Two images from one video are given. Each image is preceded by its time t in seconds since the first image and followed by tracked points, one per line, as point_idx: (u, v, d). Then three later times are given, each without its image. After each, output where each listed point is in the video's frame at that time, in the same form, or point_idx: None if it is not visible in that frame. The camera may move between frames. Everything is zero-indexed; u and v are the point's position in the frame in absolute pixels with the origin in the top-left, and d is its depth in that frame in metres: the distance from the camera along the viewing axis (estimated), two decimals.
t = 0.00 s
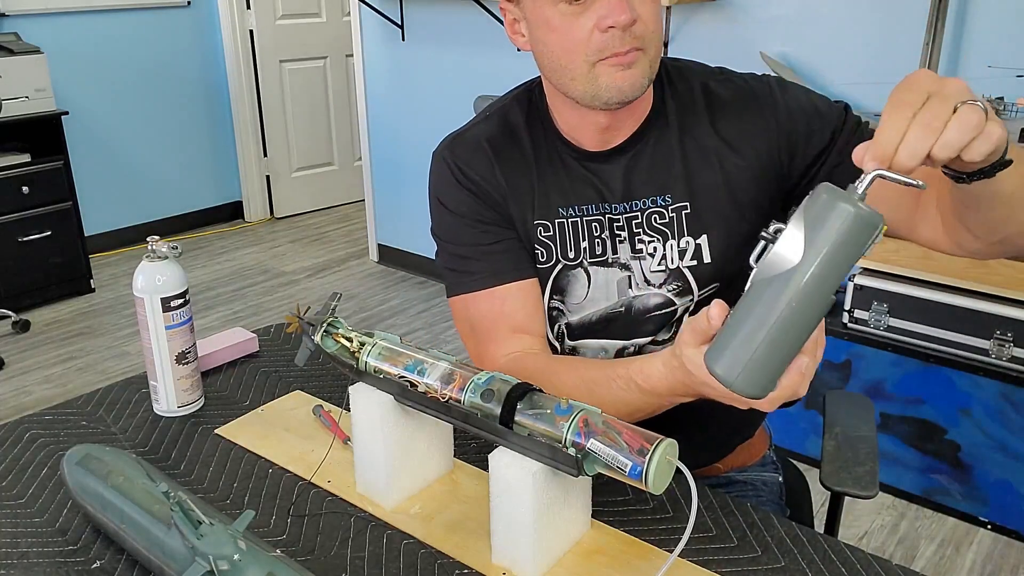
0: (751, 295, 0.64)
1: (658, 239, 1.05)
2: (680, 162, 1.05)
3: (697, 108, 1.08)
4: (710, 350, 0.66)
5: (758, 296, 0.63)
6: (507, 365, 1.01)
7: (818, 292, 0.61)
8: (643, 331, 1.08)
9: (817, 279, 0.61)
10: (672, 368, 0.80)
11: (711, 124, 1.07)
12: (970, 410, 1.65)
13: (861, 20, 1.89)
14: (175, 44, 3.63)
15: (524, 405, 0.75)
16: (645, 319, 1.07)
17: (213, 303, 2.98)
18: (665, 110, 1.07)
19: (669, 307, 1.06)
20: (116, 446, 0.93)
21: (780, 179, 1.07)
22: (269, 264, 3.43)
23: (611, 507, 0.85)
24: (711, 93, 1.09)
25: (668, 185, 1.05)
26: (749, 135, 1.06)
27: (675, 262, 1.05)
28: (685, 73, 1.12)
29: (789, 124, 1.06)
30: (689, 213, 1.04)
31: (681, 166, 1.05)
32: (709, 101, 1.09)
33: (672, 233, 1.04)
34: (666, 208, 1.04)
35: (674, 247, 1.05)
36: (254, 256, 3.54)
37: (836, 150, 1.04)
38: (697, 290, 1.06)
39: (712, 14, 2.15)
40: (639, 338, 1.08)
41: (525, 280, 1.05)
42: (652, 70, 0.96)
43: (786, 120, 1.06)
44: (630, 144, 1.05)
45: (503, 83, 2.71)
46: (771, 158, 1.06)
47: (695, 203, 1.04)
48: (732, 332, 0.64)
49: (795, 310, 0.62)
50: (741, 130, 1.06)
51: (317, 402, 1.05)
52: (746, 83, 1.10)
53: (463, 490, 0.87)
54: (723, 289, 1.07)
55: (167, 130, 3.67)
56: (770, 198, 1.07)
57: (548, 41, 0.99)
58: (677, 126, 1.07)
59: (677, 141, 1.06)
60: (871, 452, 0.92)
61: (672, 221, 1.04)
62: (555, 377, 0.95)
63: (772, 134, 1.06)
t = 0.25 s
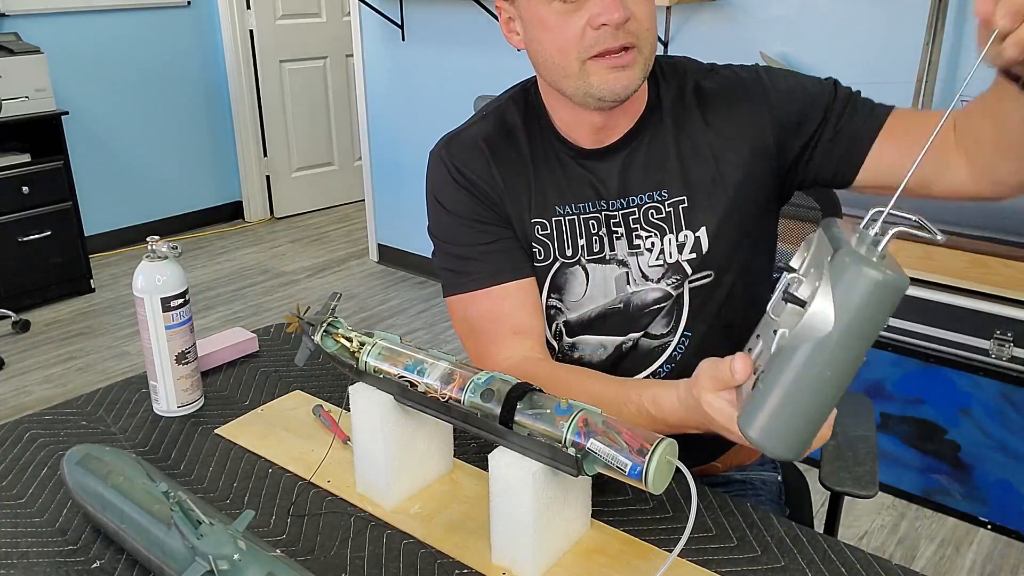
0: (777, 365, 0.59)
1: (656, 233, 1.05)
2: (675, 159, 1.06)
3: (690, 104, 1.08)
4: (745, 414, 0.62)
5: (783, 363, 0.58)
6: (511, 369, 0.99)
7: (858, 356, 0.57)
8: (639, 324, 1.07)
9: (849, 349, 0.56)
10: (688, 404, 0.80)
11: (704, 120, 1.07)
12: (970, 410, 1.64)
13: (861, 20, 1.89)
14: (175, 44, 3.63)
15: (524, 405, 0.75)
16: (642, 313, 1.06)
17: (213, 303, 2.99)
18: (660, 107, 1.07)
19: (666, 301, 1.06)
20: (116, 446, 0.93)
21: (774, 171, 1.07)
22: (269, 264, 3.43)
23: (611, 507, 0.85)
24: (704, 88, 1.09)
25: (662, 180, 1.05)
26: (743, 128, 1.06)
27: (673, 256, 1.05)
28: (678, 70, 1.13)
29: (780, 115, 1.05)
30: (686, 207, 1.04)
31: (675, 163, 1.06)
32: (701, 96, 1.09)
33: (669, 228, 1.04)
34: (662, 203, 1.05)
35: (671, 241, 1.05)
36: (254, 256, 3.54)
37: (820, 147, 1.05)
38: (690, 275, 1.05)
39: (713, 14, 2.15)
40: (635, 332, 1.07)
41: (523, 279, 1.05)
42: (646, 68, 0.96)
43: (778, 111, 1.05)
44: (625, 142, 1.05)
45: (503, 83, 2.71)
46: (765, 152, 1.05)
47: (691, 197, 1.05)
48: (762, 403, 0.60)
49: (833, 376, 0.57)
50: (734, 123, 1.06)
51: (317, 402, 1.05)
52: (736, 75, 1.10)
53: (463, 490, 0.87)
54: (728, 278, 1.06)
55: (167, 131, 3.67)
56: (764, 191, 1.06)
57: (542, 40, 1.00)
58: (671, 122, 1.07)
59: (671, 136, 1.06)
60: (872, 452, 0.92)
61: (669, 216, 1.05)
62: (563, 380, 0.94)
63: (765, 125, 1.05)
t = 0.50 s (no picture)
0: (824, 440, 0.58)
1: (653, 220, 1.05)
2: (673, 153, 1.05)
3: (685, 94, 1.07)
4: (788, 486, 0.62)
5: (825, 440, 0.58)
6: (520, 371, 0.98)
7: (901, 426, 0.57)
8: (636, 310, 1.07)
9: (897, 416, 0.56)
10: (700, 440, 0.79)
11: (700, 110, 1.06)
12: (970, 410, 1.64)
13: (861, 20, 1.89)
14: (175, 44, 3.63)
15: (524, 405, 0.75)
16: (640, 299, 1.07)
17: (213, 303, 2.99)
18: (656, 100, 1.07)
19: (663, 285, 1.06)
20: (116, 446, 0.93)
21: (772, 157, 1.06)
22: (270, 264, 3.43)
23: (610, 507, 0.85)
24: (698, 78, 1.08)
25: (661, 171, 1.05)
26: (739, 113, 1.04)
27: (673, 241, 1.05)
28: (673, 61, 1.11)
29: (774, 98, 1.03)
30: (682, 190, 1.05)
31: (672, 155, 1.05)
32: (696, 85, 1.08)
33: (666, 214, 1.05)
34: (656, 190, 1.05)
35: (671, 228, 1.05)
36: (254, 256, 3.54)
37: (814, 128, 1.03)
38: (688, 260, 1.05)
39: (713, 14, 2.15)
40: (634, 317, 1.07)
41: (528, 281, 1.04)
42: (650, 66, 0.95)
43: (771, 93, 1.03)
44: (625, 137, 1.05)
45: (503, 83, 2.71)
46: (761, 139, 1.04)
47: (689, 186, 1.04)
48: (815, 478, 0.59)
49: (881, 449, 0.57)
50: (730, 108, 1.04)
51: (317, 402, 1.05)
52: (728, 56, 1.08)
53: (463, 490, 0.87)
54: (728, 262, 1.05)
55: (167, 130, 3.67)
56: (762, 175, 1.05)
57: (544, 43, 0.99)
58: (667, 115, 1.06)
59: (666, 129, 1.06)
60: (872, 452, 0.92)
61: (664, 202, 1.05)
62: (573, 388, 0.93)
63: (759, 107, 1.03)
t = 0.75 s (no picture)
0: (851, 465, 0.58)
1: (650, 210, 1.05)
2: (673, 147, 1.06)
3: (683, 85, 1.07)
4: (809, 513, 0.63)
5: (846, 464, 0.59)
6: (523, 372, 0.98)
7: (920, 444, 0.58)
8: (638, 303, 1.07)
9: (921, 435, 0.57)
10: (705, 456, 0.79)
11: (698, 102, 1.06)
12: (970, 410, 1.64)
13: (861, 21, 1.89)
14: (175, 44, 3.63)
15: (523, 405, 0.74)
16: (642, 291, 1.07)
17: (213, 303, 2.99)
18: (656, 92, 1.07)
19: (664, 275, 1.06)
20: (116, 447, 0.93)
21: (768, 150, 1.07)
22: (270, 264, 3.43)
23: (611, 507, 0.85)
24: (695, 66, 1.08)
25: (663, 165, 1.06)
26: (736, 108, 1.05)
27: (670, 230, 1.05)
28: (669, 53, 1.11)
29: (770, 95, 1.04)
30: (677, 178, 1.05)
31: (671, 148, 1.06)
32: (694, 76, 1.08)
33: (663, 203, 1.05)
34: (654, 179, 1.05)
35: (668, 216, 1.05)
36: (254, 256, 3.54)
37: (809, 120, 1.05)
38: (689, 251, 1.05)
39: (713, 15, 2.15)
40: (639, 312, 1.07)
41: (532, 283, 1.04)
42: (646, 72, 0.95)
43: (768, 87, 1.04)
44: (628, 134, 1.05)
45: (503, 83, 2.71)
46: (755, 129, 1.05)
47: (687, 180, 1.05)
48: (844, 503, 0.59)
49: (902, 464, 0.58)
50: (727, 103, 1.05)
51: (317, 402, 1.05)
52: (722, 45, 1.08)
53: (463, 489, 0.87)
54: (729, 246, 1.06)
55: (167, 130, 3.67)
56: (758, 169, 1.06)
57: (541, 48, 0.98)
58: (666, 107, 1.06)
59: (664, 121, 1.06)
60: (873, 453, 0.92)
61: (661, 191, 1.05)
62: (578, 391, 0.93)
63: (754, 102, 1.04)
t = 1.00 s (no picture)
0: (855, 476, 0.58)
1: (650, 213, 1.05)
2: (674, 147, 1.06)
3: (684, 86, 1.08)
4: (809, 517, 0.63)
5: (848, 472, 0.59)
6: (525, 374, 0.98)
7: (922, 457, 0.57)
8: (639, 306, 1.07)
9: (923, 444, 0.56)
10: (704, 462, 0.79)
11: (699, 102, 1.06)
12: (970, 410, 1.64)
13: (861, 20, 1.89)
14: (175, 44, 3.63)
15: (524, 405, 0.74)
16: (643, 293, 1.07)
17: (213, 303, 2.99)
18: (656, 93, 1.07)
19: (666, 277, 1.06)
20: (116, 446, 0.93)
21: (769, 152, 1.07)
22: (270, 264, 3.43)
23: (611, 507, 0.85)
24: (695, 69, 1.09)
25: (661, 164, 1.06)
26: (736, 111, 1.05)
27: (670, 233, 1.05)
28: (670, 54, 1.12)
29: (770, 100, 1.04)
30: (678, 182, 1.05)
31: (671, 149, 1.06)
32: (695, 76, 1.08)
33: (663, 206, 1.05)
34: (654, 182, 1.06)
35: (668, 219, 1.05)
36: (254, 256, 3.54)
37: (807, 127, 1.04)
38: (692, 254, 1.05)
39: (713, 14, 2.15)
40: (638, 315, 1.07)
41: (531, 284, 1.04)
42: (640, 78, 0.95)
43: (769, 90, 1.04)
44: (626, 134, 1.05)
45: (503, 83, 2.71)
46: (756, 128, 1.05)
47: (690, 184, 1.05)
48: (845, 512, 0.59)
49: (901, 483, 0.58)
50: (727, 106, 1.05)
51: (317, 402, 1.05)
52: (722, 46, 1.08)
53: (463, 490, 0.87)
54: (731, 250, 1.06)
55: (167, 130, 3.67)
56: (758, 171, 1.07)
57: (535, 55, 0.98)
58: (667, 108, 1.07)
59: (665, 122, 1.06)
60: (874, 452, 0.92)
61: (661, 194, 1.05)
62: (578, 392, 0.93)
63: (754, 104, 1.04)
